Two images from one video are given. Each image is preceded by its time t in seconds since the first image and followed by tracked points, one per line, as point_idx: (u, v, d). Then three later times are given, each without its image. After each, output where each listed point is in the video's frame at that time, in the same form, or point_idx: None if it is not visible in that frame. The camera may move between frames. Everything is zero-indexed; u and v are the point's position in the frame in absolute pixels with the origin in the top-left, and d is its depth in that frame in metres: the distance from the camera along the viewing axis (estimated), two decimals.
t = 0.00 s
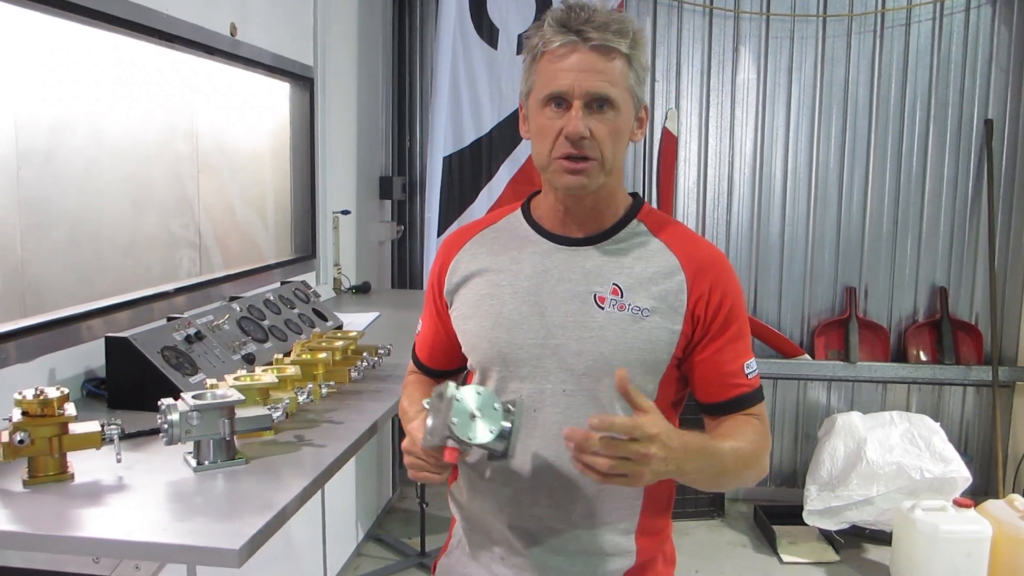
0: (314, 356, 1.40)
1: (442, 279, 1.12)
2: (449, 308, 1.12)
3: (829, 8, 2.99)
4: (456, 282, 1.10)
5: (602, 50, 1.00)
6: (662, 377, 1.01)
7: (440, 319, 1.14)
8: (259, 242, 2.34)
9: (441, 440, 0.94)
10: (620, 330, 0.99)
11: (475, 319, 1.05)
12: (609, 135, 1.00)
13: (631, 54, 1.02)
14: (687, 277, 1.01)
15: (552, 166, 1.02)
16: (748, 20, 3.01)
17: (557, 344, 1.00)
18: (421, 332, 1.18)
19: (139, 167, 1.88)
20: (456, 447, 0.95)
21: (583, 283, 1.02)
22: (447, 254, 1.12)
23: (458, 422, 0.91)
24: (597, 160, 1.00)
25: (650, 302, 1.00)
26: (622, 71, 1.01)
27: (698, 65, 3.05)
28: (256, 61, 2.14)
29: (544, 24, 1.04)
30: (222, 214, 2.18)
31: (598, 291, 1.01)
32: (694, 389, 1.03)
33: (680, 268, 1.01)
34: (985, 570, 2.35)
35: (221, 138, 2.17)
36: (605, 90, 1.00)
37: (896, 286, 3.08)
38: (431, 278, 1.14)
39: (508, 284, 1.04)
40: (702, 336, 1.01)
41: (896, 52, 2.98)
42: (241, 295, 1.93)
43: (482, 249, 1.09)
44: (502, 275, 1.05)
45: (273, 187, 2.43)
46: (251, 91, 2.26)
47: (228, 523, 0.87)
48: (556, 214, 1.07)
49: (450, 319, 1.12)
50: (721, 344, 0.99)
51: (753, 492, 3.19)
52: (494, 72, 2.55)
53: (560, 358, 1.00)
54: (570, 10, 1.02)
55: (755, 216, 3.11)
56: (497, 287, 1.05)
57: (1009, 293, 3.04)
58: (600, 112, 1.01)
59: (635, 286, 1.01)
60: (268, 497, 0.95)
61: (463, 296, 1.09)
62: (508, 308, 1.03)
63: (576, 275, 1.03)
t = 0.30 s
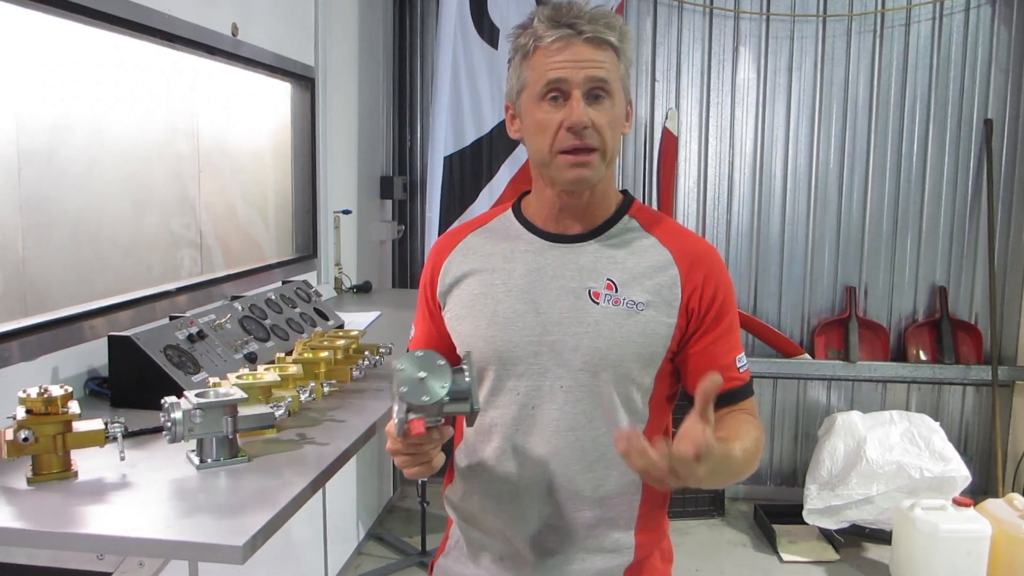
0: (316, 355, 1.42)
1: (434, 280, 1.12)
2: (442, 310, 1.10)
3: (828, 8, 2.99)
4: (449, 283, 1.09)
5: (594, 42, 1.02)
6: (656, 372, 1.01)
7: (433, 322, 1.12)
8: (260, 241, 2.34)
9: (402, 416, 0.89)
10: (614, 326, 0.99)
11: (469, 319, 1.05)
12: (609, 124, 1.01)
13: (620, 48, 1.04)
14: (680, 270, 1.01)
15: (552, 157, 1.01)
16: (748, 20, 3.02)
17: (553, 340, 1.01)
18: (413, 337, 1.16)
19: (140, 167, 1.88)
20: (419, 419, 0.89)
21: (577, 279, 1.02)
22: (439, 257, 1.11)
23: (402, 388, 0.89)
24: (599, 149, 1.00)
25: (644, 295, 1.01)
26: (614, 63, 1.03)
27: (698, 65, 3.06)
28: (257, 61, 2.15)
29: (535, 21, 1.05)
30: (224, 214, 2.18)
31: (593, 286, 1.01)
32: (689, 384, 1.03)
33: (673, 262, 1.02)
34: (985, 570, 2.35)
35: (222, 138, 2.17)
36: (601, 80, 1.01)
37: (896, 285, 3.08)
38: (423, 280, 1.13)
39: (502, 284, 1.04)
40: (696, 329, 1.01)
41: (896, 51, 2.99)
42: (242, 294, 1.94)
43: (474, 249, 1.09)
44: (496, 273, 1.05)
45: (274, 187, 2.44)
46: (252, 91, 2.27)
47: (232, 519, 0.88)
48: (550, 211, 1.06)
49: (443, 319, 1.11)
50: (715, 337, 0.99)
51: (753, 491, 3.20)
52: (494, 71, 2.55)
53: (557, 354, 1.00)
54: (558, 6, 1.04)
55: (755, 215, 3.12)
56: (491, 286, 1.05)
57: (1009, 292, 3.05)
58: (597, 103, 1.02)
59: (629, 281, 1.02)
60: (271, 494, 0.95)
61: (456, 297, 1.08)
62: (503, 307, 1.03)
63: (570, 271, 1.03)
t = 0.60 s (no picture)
0: (317, 354, 1.43)
1: (429, 285, 1.13)
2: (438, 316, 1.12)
3: (827, 7, 2.99)
4: (446, 286, 1.10)
5: (580, 41, 1.02)
6: (654, 370, 1.02)
7: (430, 327, 1.15)
8: (261, 241, 2.35)
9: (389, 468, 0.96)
10: (611, 326, 0.99)
11: (467, 323, 1.05)
12: (594, 123, 1.01)
13: (608, 47, 1.04)
14: (676, 269, 1.01)
15: (537, 157, 1.02)
16: (747, 19, 3.02)
17: (550, 343, 1.00)
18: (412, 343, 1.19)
19: (140, 167, 1.89)
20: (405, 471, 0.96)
21: (573, 279, 1.02)
22: (432, 263, 1.13)
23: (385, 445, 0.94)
24: (582, 149, 1.00)
25: (639, 295, 1.01)
26: (600, 62, 1.03)
27: (697, 65, 3.06)
28: (257, 61, 2.15)
29: (522, 21, 1.05)
30: (225, 214, 2.19)
31: (588, 287, 1.01)
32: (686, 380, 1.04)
33: (669, 260, 1.02)
34: (986, 567, 2.36)
35: (222, 138, 2.18)
36: (585, 80, 1.01)
37: (896, 283, 3.09)
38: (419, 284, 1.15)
39: (498, 287, 1.04)
40: (692, 327, 1.01)
41: (896, 50, 2.99)
42: (243, 294, 1.94)
43: (469, 252, 1.09)
44: (492, 276, 1.06)
45: (274, 187, 2.44)
46: (252, 92, 2.27)
47: (235, 517, 0.88)
48: (541, 212, 1.07)
49: (440, 324, 1.13)
50: (710, 335, 1.00)
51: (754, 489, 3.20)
52: (494, 72, 2.55)
53: (554, 357, 1.00)
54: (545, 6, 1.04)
55: (755, 214, 3.12)
56: (488, 289, 1.05)
57: (1009, 290, 3.05)
58: (582, 102, 1.02)
59: (624, 281, 1.01)
60: (274, 493, 0.96)
61: (454, 299, 1.09)
62: (499, 310, 1.03)
63: (565, 271, 1.03)
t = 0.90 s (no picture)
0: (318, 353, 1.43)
1: (425, 287, 1.13)
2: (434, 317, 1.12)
3: (827, 6, 3.00)
4: (441, 287, 1.10)
5: (571, 37, 1.02)
6: (649, 370, 1.02)
7: (428, 329, 1.15)
8: (262, 241, 2.35)
9: (427, 459, 0.89)
10: (603, 328, 1.00)
11: (461, 327, 1.06)
12: (581, 121, 1.01)
13: (600, 43, 1.04)
14: (668, 268, 1.01)
15: (524, 154, 1.02)
16: (747, 18, 3.03)
17: (544, 345, 1.01)
18: (409, 344, 1.19)
19: (140, 167, 1.89)
20: (443, 466, 0.89)
21: (566, 281, 1.03)
22: (429, 260, 1.13)
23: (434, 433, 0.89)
24: (569, 146, 1.01)
25: (632, 297, 1.01)
26: (592, 59, 1.03)
27: (697, 65, 3.07)
28: (258, 61, 2.15)
29: (514, 16, 1.05)
30: (225, 214, 2.19)
31: (581, 289, 1.02)
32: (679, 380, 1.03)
33: (661, 259, 1.02)
34: (986, 566, 2.36)
35: (223, 138, 2.18)
36: (575, 77, 1.01)
37: (895, 282, 3.09)
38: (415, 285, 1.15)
39: (492, 291, 1.05)
40: (685, 326, 1.01)
41: (895, 50, 2.99)
42: (244, 294, 1.95)
43: (462, 254, 1.09)
44: (486, 278, 1.06)
45: (274, 187, 2.44)
46: (253, 93, 2.28)
47: (237, 515, 0.89)
48: (533, 212, 1.08)
49: (436, 326, 1.13)
50: (700, 335, 0.99)
51: (754, 488, 3.21)
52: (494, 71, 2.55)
53: (547, 359, 1.01)
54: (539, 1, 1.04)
55: (755, 213, 3.12)
56: (482, 292, 1.05)
57: (1008, 289, 3.06)
58: (570, 99, 1.02)
59: (617, 283, 1.02)
60: (276, 491, 0.96)
61: (447, 301, 1.09)
62: (493, 313, 1.04)
63: (558, 273, 1.03)
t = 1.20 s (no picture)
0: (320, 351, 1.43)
1: (411, 287, 1.13)
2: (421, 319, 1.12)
3: (828, 7, 3.00)
4: (427, 288, 1.10)
5: (554, 26, 1.04)
6: (641, 374, 1.02)
7: (414, 331, 1.15)
8: (263, 239, 2.35)
9: (455, 465, 0.84)
10: (594, 330, 1.00)
11: (446, 329, 1.06)
12: (564, 107, 1.01)
13: (584, 34, 1.05)
14: (659, 270, 1.01)
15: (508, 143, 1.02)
16: (748, 19, 3.03)
17: (531, 348, 1.01)
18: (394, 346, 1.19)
19: (141, 165, 1.89)
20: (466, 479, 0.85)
21: (554, 282, 1.03)
22: (415, 261, 1.13)
23: (482, 451, 0.83)
24: (553, 133, 1.00)
25: (622, 299, 1.01)
26: (575, 48, 1.04)
27: (698, 65, 3.07)
28: (260, 59, 2.15)
29: (499, 11, 1.08)
30: (226, 212, 2.19)
31: (570, 290, 1.02)
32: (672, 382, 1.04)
33: (652, 261, 1.02)
34: (985, 567, 2.36)
35: (225, 136, 2.18)
36: (557, 65, 1.02)
37: (895, 283, 3.09)
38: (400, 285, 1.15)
39: (480, 292, 1.05)
40: (677, 328, 1.01)
41: (896, 51, 3.00)
42: (246, 292, 1.95)
43: (450, 253, 1.10)
44: (474, 279, 1.06)
45: (274, 185, 2.44)
46: (254, 92, 2.28)
47: (239, 511, 0.89)
48: (521, 212, 1.07)
49: (423, 327, 1.13)
50: (692, 338, 1.00)
51: (754, 488, 3.21)
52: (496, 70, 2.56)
53: (535, 363, 1.01)
54: None
55: (756, 213, 3.12)
56: (469, 292, 1.06)
57: (1008, 289, 3.06)
58: (553, 87, 1.03)
59: (607, 284, 1.02)
60: (278, 488, 0.96)
61: (435, 302, 1.09)
62: (480, 315, 1.04)
63: (547, 274, 1.03)
